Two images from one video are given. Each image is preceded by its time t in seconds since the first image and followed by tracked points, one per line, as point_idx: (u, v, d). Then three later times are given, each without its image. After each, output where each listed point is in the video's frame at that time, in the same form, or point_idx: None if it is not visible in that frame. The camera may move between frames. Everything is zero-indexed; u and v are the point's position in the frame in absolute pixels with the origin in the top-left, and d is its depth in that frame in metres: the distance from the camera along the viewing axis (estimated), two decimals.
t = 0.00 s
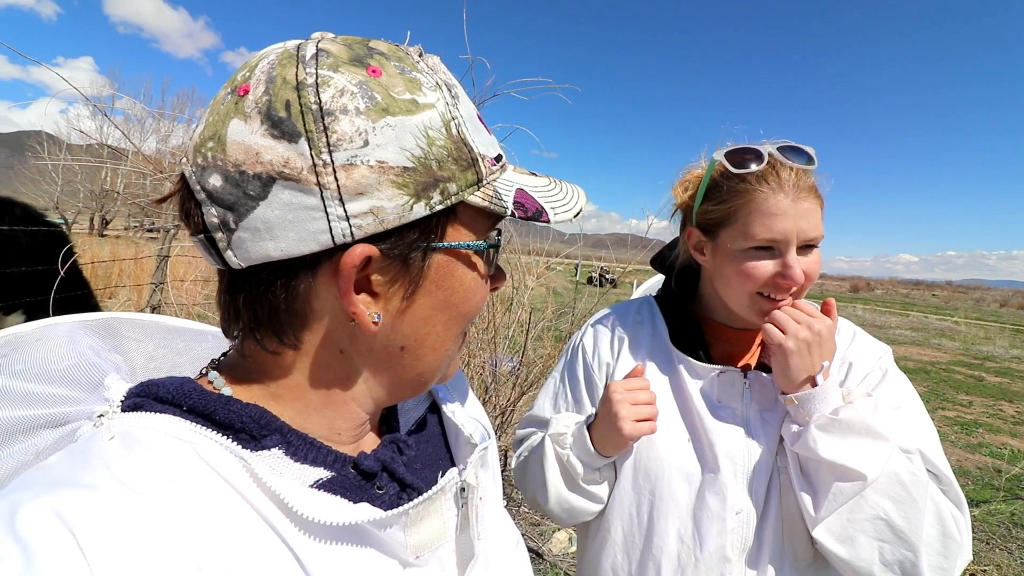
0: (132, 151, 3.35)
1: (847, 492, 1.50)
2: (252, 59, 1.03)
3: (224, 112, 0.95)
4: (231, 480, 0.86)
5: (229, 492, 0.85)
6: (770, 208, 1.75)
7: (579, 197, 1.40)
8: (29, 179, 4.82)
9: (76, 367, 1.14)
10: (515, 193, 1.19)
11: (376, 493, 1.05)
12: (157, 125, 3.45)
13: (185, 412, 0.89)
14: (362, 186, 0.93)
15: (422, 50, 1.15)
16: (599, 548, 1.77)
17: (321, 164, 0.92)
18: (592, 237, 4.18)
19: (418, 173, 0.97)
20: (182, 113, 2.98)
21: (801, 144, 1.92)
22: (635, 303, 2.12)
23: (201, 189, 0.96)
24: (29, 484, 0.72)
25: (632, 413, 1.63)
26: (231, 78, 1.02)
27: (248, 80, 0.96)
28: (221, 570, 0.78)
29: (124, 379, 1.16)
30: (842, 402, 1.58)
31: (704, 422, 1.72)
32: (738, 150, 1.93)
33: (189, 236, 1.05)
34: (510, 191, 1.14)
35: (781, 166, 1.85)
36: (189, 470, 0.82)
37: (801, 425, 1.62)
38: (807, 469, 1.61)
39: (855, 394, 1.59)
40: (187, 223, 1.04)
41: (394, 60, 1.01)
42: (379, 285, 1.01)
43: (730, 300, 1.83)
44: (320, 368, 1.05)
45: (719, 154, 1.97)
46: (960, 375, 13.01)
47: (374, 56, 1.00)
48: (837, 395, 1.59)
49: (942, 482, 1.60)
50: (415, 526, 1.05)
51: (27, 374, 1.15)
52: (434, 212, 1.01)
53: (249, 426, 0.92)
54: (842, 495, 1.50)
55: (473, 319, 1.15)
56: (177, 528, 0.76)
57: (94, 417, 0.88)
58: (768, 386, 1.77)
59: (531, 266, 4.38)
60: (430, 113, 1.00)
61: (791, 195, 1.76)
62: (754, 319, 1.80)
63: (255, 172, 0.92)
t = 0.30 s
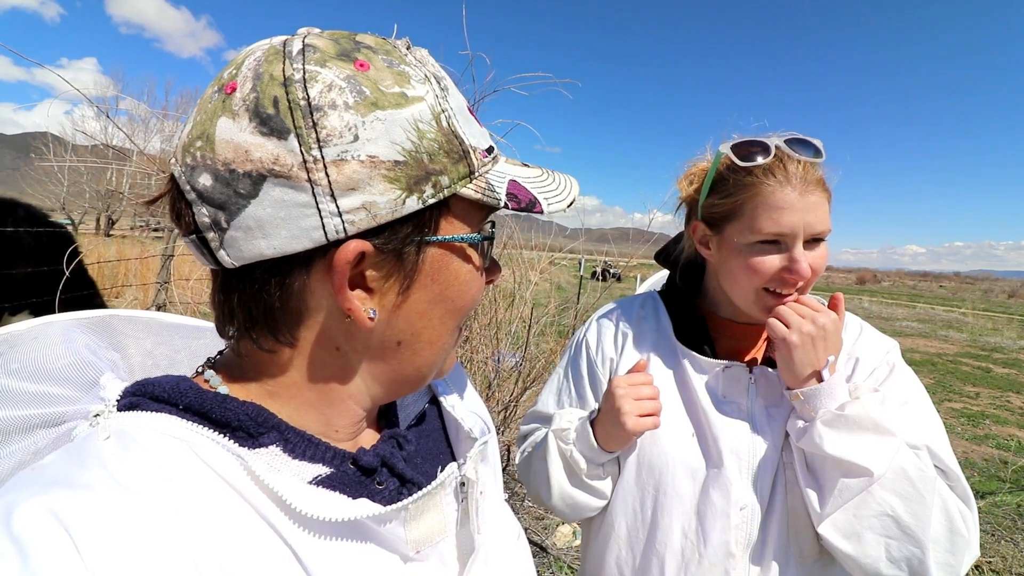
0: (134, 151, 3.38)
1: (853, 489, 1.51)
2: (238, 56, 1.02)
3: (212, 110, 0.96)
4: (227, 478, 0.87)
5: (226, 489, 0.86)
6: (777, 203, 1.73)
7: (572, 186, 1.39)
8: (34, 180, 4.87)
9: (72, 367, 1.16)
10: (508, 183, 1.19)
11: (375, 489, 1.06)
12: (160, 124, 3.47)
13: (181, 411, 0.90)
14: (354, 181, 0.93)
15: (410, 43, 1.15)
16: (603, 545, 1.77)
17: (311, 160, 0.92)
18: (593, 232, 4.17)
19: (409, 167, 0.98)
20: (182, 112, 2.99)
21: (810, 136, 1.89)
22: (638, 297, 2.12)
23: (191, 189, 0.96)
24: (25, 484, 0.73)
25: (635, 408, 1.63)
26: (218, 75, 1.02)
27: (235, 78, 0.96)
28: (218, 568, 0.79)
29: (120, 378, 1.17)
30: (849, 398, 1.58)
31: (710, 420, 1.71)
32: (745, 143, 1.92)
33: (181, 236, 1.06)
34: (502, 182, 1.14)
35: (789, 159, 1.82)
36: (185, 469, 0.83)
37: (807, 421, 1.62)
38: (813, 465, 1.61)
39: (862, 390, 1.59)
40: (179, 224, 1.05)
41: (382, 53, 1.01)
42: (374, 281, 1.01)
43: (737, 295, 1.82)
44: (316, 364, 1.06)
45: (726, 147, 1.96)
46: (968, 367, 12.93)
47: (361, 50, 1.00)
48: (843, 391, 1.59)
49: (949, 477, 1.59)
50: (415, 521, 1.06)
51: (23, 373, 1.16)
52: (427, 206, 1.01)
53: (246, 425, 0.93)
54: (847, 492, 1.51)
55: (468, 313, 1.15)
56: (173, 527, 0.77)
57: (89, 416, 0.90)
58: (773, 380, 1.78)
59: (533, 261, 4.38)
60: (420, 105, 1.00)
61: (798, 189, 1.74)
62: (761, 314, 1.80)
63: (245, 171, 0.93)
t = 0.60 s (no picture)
0: (130, 149, 3.37)
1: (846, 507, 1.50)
2: (243, 59, 1.03)
3: (215, 114, 0.96)
4: (229, 478, 0.87)
5: (226, 488, 0.86)
6: (794, 207, 1.74)
7: (576, 189, 1.40)
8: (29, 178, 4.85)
9: (75, 364, 1.16)
10: (512, 187, 1.20)
11: (378, 488, 1.06)
12: (157, 123, 3.46)
13: (183, 411, 0.91)
14: (357, 186, 0.94)
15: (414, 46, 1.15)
16: (605, 547, 1.78)
17: (315, 165, 0.92)
18: (590, 232, 4.19)
19: (413, 172, 0.98)
20: (181, 111, 2.99)
21: (822, 142, 1.94)
22: (642, 298, 2.13)
23: (194, 193, 0.97)
24: (26, 483, 0.73)
25: (643, 409, 1.64)
26: (222, 78, 1.02)
27: (239, 82, 0.96)
28: (219, 567, 0.79)
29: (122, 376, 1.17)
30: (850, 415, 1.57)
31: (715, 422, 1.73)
32: (760, 146, 1.93)
33: (184, 239, 1.06)
34: (506, 187, 1.15)
35: (805, 164, 1.84)
36: (186, 468, 0.83)
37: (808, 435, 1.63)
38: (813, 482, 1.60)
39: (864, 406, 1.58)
40: (182, 227, 1.05)
41: (386, 57, 1.01)
42: (377, 285, 1.02)
43: (748, 299, 1.83)
44: (319, 366, 1.06)
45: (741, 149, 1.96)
46: (961, 366, 13.02)
47: (365, 53, 1.01)
48: (844, 407, 1.58)
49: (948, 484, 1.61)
50: (417, 520, 1.06)
51: (27, 370, 1.16)
52: (431, 210, 1.02)
53: (248, 424, 0.94)
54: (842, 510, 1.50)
55: (471, 316, 1.15)
56: (175, 527, 0.77)
57: (92, 415, 0.90)
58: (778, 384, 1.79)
59: (529, 261, 4.39)
60: (424, 110, 1.00)
61: (815, 195, 1.76)
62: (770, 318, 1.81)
63: (249, 175, 0.93)
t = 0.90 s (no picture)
0: (106, 148, 3.29)
1: (844, 505, 1.54)
2: (246, 59, 1.02)
3: (218, 114, 0.95)
4: (229, 477, 0.86)
5: (226, 488, 0.86)
6: (799, 213, 1.76)
7: (576, 196, 1.40)
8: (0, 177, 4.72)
9: (75, 365, 1.14)
10: (513, 191, 1.19)
11: (378, 487, 1.06)
12: (133, 121, 3.39)
13: (182, 411, 0.89)
14: (359, 189, 0.94)
15: (418, 49, 1.15)
16: (603, 544, 1.80)
17: (317, 168, 0.92)
18: (576, 231, 4.20)
19: (415, 175, 0.98)
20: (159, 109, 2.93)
21: (828, 147, 1.93)
22: (637, 295, 2.14)
23: (196, 192, 0.96)
24: (24, 484, 0.72)
25: (645, 407, 1.65)
26: (225, 78, 1.01)
27: (242, 82, 0.95)
28: (218, 567, 0.78)
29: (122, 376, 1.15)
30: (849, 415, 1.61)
31: (715, 418, 1.75)
32: (769, 149, 1.93)
33: (185, 238, 1.05)
34: (507, 191, 1.14)
35: (812, 170, 1.84)
36: (186, 468, 0.82)
37: (806, 434, 1.66)
38: (810, 479, 1.64)
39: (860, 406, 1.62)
40: (183, 226, 1.04)
41: (390, 60, 1.01)
42: (377, 288, 1.01)
43: (748, 301, 1.86)
44: (318, 367, 1.06)
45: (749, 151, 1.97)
46: (934, 361, 13.35)
47: (369, 56, 1.01)
48: (843, 407, 1.62)
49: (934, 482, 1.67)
50: (418, 520, 1.06)
51: (26, 371, 1.14)
52: (432, 214, 1.02)
53: (247, 424, 0.93)
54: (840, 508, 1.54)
55: (471, 319, 1.15)
56: (174, 527, 0.76)
57: (91, 416, 0.89)
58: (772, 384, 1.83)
59: (516, 260, 4.40)
60: (427, 114, 1.00)
61: (822, 203, 1.77)
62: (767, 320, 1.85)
63: (251, 176, 0.92)
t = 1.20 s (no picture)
0: (87, 146, 3.22)
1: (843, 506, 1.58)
2: (258, 59, 1.01)
3: (228, 113, 0.94)
4: (229, 479, 0.85)
5: (227, 490, 0.85)
6: (803, 219, 1.79)
7: (581, 207, 1.41)
8: None
9: (74, 366, 1.11)
10: (519, 201, 1.21)
11: (377, 489, 1.05)
12: (114, 119, 3.33)
13: (183, 412, 0.88)
14: (366, 194, 0.93)
15: (429, 56, 1.16)
16: (602, 545, 1.80)
17: (326, 171, 0.92)
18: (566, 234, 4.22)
19: (422, 181, 0.98)
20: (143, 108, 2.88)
21: (830, 156, 1.97)
22: (636, 296, 2.15)
23: (203, 191, 0.95)
24: (26, 484, 0.72)
25: (647, 408, 1.66)
26: (235, 77, 1.01)
27: (253, 82, 0.95)
28: (218, 568, 0.77)
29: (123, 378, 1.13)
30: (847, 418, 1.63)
31: (714, 420, 1.77)
32: (774, 155, 1.96)
33: (189, 236, 1.04)
34: (512, 200, 1.17)
35: (816, 177, 1.87)
36: (187, 469, 0.81)
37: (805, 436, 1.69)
38: (808, 481, 1.67)
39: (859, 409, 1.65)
40: (188, 224, 1.03)
41: (402, 66, 1.01)
42: (380, 292, 1.01)
43: (748, 304, 1.88)
44: (319, 369, 1.05)
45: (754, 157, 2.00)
46: (913, 362, 13.62)
47: (381, 61, 1.01)
48: (842, 411, 1.65)
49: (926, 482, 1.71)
50: (418, 521, 1.06)
51: (25, 373, 1.10)
52: (438, 220, 1.01)
53: (247, 425, 0.92)
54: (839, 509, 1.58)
55: (472, 325, 1.15)
56: (174, 528, 0.76)
57: (92, 416, 0.88)
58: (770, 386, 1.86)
59: (506, 262, 4.40)
60: (437, 121, 1.01)
61: (824, 210, 1.80)
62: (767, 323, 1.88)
63: (259, 177, 0.92)
